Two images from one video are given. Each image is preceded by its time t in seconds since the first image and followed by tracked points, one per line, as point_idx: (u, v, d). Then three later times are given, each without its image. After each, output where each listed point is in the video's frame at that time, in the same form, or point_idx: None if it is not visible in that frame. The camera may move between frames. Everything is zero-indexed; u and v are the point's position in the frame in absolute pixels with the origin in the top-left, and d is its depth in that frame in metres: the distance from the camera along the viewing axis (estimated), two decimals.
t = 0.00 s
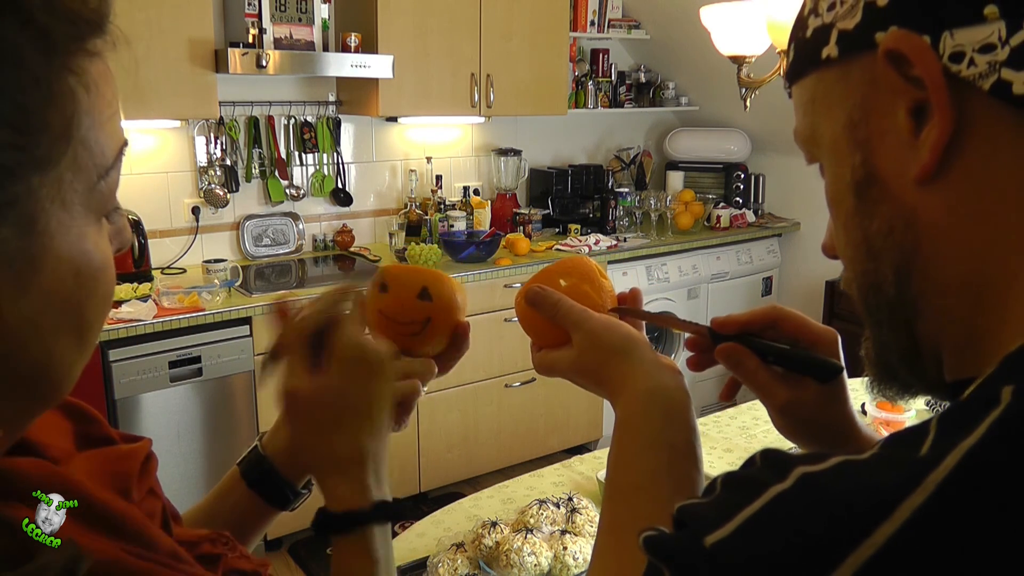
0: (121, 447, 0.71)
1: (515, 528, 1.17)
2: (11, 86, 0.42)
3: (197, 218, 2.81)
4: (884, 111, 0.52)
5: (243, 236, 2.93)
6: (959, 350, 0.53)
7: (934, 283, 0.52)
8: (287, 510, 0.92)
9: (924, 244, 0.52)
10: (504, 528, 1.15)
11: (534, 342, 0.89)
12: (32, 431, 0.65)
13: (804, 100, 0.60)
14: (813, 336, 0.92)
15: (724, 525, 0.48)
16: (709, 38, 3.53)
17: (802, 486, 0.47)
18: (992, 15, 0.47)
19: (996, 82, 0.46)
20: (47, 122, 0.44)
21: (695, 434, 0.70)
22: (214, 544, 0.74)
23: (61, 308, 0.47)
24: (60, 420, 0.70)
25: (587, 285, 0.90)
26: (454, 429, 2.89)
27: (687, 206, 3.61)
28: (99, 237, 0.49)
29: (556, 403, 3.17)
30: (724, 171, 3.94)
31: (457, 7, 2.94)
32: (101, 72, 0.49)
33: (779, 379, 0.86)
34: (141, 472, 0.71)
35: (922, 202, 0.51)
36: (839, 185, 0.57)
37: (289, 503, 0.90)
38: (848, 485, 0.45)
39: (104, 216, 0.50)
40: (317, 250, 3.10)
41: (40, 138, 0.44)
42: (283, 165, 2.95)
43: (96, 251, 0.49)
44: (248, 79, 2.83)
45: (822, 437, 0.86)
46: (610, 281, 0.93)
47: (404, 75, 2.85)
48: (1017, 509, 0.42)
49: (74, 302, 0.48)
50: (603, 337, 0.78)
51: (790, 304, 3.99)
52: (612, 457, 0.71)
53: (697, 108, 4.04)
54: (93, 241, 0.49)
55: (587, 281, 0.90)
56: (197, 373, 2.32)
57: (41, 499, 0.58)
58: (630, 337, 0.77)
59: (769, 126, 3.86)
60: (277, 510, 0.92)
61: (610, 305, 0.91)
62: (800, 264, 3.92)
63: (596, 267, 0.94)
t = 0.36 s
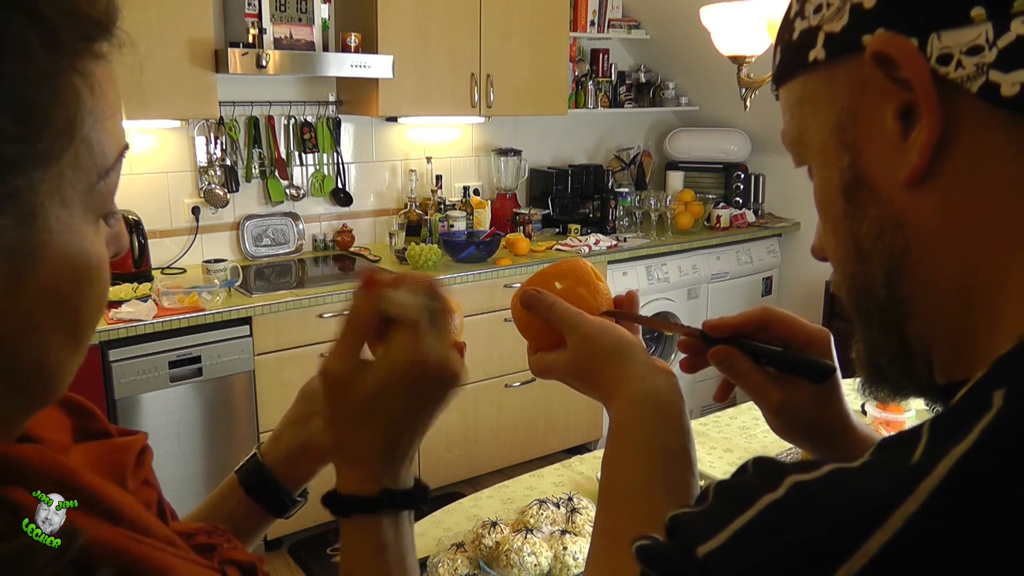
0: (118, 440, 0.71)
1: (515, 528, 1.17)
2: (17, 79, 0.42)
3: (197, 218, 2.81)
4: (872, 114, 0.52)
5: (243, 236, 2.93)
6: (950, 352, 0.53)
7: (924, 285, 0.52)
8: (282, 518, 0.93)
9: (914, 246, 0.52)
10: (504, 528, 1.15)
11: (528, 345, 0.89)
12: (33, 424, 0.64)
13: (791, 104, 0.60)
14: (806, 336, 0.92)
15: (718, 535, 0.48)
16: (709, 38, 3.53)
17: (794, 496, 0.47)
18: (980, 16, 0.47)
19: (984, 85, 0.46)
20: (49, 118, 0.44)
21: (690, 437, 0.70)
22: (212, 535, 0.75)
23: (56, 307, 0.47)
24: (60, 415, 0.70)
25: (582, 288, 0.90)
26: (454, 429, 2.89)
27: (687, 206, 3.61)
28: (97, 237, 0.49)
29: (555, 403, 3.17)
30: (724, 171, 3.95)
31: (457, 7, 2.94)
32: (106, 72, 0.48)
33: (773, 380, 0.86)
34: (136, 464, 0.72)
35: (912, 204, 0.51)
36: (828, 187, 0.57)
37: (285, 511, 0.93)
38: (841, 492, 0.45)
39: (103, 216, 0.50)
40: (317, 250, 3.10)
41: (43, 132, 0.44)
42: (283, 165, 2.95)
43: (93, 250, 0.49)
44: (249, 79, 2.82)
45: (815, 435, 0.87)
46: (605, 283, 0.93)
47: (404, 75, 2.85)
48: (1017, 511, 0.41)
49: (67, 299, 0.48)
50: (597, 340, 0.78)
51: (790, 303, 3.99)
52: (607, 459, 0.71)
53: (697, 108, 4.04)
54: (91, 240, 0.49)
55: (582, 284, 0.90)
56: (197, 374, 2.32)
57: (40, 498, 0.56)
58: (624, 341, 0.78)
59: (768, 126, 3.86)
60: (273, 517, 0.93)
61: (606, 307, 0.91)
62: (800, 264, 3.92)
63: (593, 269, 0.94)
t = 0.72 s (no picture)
0: (120, 439, 0.72)
1: (515, 528, 1.17)
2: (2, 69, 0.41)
3: (197, 218, 2.81)
4: (872, 118, 0.52)
5: (243, 236, 2.93)
6: (951, 359, 0.53)
7: (923, 292, 0.52)
8: (274, 517, 0.94)
9: (914, 252, 0.52)
10: (504, 528, 1.15)
11: (540, 341, 0.90)
12: (33, 422, 0.64)
13: (790, 103, 0.60)
14: (812, 331, 0.92)
15: (714, 550, 0.48)
16: (709, 38, 3.53)
17: (790, 512, 0.47)
18: (982, 19, 0.47)
19: (987, 89, 0.46)
20: (34, 104, 0.44)
21: (689, 440, 0.70)
22: (216, 537, 0.75)
23: (49, 295, 0.47)
24: (61, 412, 0.70)
25: (588, 283, 0.90)
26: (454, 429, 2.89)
27: (687, 206, 3.61)
28: (88, 229, 0.50)
29: (556, 403, 3.17)
30: (724, 171, 3.95)
31: (457, 7, 2.94)
32: (89, 62, 0.49)
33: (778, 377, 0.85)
34: (140, 462, 0.72)
35: (912, 209, 0.51)
36: (827, 191, 0.57)
37: (275, 510, 0.93)
38: (839, 509, 0.45)
39: (94, 207, 0.50)
40: (318, 250, 3.10)
41: (29, 119, 0.44)
42: (283, 165, 2.95)
43: (85, 242, 0.49)
44: (248, 79, 2.83)
45: (826, 432, 0.86)
46: (615, 278, 0.92)
47: (404, 75, 2.85)
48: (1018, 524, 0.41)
49: (61, 290, 0.48)
50: (595, 343, 0.77)
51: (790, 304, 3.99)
52: (606, 464, 0.71)
53: (697, 108, 4.04)
54: (81, 232, 0.49)
55: (588, 278, 0.90)
56: (197, 374, 2.32)
57: (40, 499, 0.56)
58: (624, 343, 0.77)
59: (769, 126, 3.85)
60: (264, 517, 0.93)
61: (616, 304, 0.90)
62: (800, 264, 3.92)
63: (601, 263, 0.93)
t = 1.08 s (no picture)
0: (117, 439, 0.72)
1: (515, 528, 1.17)
2: None
3: (197, 218, 2.81)
4: (876, 120, 0.52)
5: (243, 236, 2.93)
6: (957, 364, 0.53)
7: (929, 297, 0.52)
8: (275, 518, 0.93)
9: (919, 256, 0.52)
10: (504, 528, 1.15)
11: (545, 344, 0.90)
12: (27, 425, 0.64)
13: (793, 104, 0.60)
14: (817, 334, 0.92)
15: (719, 559, 0.48)
16: (709, 38, 3.53)
17: (796, 522, 0.46)
18: (988, 20, 0.46)
19: (994, 92, 0.46)
20: (19, 104, 0.44)
21: (693, 440, 0.70)
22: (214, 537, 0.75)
23: (40, 298, 0.47)
24: (56, 413, 0.70)
25: (590, 285, 0.90)
26: (454, 429, 2.89)
27: (687, 206, 3.61)
28: (78, 229, 0.49)
29: (555, 403, 3.17)
30: (724, 171, 3.95)
31: (457, 7, 2.94)
32: (80, 61, 0.48)
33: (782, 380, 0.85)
34: (137, 462, 0.73)
35: (917, 213, 0.51)
36: (831, 194, 0.57)
37: (276, 511, 0.93)
38: (847, 521, 0.45)
39: (84, 207, 0.50)
40: (318, 250, 3.10)
41: (14, 120, 0.44)
42: (283, 165, 2.95)
43: (75, 243, 0.49)
44: (249, 79, 2.83)
45: (831, 436, 0.86)
46: (617, 280, 0.92)
47: (404, 75, 2.85)
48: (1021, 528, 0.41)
49: (53, 292, 0.48)
50: (600, 345, 0.78)
51: (790, 303, 3.99)
52: (609, 467, 0.71)
53: (697, 108, 4.04)
54: (72, 232, 0.49)
55: (590, 281, 0.90)
56: (197, 374, 2.32)
57: (40, 499, 0.57)
58: (629, 344, 0.78)
59: (769, 126, 3.85)
60: (265, 518, 0.93)
61: (619, 307, 0.90)
62: (800, 264, 3.92)
63: (604, 266, 0.93)
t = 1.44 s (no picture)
0: (115, 440, 0.72)
1: (515, 528, 1.17)
2: None
3: (197, 218, 2.81)
4: (875, 120, 0.52)
5: (243, 236, 2.93)
6: (956, 364, 0.53)
7: (928, 297, 0.52)
8: (275, 518, 0.93)
9: (919, 256, 0.52)
10: (504, 528, 1.15)
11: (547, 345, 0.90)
12: (23, 425, 0.64)
13: (792, 106, 0.59)
14: (814, 327, 0.92)
15: (717, 557, 0.48)
16: (709, 38, 3.53)
17: (793, 521, 0.46)
18: (985, 20, 0.47)
19: (991, 92, 0.46)
20: (17, 104, 0.44)
21: (694, 441, 0.70)
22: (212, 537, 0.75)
23: (38, 296, 0.47)
24: (54, 414, 0.70)
25: (593, 287, 0.90)
26: (454, 429, 2.89)
27: (687, 206, 3.61)
28: (76, 228, 0.49)
29: (555, 403, 3.17)
30: (724, 171, 3.94)
31: (457, 7, 2.94)
32: (78, 60, 0.48)
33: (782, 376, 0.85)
34: (135, 462, 0.73)
35: (916, 213, 0.51)
36: (831, 195, 0.57)
37: (276, 511, 0.92)
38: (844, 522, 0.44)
39: (82, 206, 0.50)
40: (318, 250, 3.10)
41: (12, 120, 0.44)
42: (283, 165, 2.95)
43: (73, 243, 0.49)
44: (248, 79, 2.82)
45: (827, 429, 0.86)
46: (620, 282, 0.92)
47: (403, 75, 2.85)
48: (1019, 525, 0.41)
49: (50, 292, 0.48)
50: (603, 347, 0.78)
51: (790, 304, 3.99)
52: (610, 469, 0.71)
53: (697, 108, 4.04)
54: (69, 231, 0.49)
55: (594, 282, 0.90)
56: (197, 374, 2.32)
57: (40, 498, 0.58)
58: (632, 345, 0.78)
59: (769, 126, 3.85)
60: (266, 519, 0.93)
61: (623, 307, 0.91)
62: (800, 264, 3.92)
63: (607, 268, 0.93)
